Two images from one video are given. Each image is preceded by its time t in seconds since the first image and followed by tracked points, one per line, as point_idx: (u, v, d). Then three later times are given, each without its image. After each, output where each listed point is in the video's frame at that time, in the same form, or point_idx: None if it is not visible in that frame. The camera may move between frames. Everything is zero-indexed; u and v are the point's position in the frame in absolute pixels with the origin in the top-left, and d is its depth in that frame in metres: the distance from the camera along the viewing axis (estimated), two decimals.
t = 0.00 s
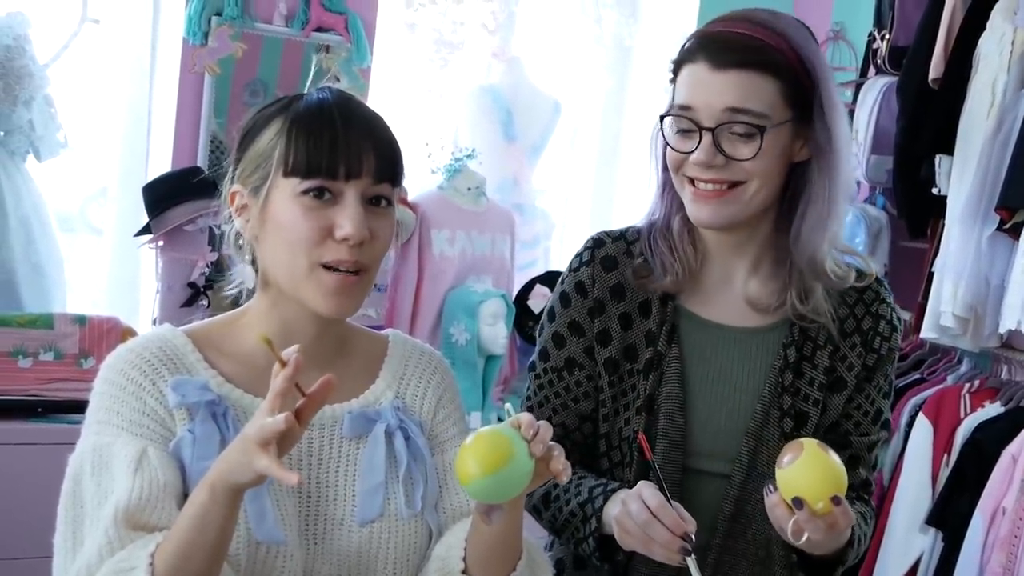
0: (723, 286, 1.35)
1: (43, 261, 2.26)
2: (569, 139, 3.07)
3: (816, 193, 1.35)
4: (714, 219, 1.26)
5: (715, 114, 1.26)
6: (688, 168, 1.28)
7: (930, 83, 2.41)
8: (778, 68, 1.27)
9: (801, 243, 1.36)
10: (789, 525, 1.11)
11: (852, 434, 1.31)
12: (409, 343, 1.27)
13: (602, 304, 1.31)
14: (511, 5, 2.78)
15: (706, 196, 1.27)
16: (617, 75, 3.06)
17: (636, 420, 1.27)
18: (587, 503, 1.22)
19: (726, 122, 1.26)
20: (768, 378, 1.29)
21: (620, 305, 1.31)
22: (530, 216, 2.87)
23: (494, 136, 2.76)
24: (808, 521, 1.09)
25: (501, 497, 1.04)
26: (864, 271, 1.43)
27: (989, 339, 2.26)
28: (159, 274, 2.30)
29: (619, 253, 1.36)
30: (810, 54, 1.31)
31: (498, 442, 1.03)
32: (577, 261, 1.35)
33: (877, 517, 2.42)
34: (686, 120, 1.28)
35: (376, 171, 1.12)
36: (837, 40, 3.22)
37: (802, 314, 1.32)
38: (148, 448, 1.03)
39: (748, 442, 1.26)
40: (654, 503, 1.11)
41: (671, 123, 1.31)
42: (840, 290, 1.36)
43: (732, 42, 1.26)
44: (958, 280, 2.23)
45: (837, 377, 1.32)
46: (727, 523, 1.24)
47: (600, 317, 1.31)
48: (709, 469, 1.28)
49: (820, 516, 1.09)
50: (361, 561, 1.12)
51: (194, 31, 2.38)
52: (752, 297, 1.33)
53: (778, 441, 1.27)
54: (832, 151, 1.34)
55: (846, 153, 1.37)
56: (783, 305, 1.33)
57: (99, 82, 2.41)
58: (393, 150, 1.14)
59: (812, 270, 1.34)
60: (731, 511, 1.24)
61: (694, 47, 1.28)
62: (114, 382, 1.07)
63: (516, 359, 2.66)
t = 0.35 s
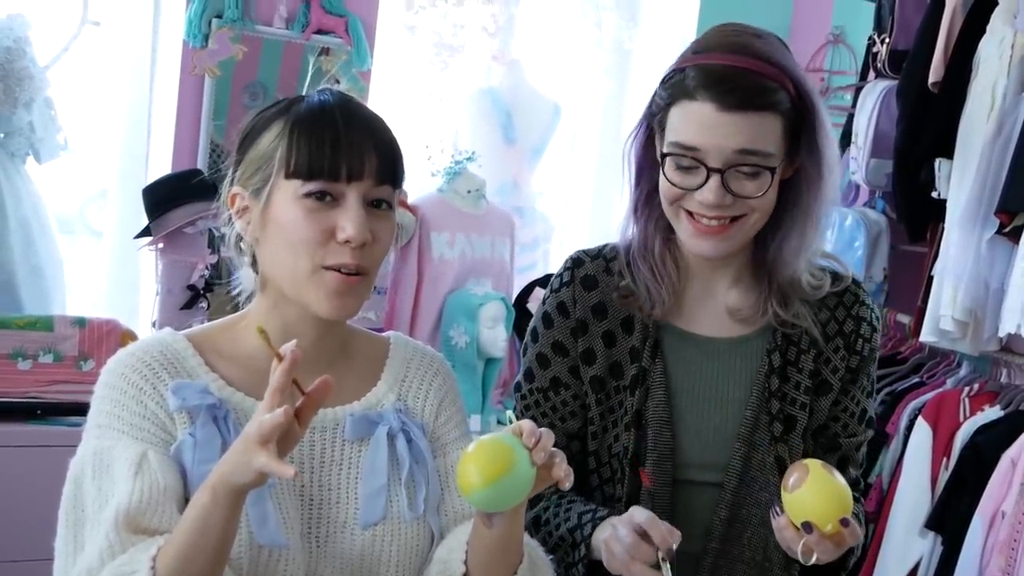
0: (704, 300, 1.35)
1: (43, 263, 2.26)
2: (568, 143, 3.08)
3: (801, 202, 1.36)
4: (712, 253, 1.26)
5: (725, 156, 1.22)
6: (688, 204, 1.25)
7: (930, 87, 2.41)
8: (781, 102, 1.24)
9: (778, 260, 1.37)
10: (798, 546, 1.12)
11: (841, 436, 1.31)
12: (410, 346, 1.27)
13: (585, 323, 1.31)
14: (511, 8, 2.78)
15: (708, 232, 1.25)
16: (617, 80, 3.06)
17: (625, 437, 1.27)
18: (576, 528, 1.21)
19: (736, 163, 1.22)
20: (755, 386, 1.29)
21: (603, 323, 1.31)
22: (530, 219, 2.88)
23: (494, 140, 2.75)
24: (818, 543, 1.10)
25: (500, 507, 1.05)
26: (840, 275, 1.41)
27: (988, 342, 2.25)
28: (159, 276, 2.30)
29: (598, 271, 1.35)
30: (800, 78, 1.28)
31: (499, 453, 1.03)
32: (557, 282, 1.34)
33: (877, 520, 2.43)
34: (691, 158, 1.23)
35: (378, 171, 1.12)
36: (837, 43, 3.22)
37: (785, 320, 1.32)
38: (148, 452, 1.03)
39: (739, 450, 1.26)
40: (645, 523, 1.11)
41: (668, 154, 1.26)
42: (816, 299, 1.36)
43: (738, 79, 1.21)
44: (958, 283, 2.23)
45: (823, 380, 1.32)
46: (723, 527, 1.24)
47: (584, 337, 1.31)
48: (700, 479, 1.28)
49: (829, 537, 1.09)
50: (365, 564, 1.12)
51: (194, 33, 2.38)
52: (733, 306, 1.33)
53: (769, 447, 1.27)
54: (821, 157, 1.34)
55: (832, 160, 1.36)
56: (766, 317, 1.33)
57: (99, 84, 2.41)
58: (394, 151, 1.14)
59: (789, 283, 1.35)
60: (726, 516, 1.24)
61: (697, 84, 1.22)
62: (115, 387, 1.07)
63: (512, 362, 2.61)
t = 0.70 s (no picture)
0: (700, 301, 1.35)
1: (40, 261, 2.26)
2: (565, 142, 3.07)
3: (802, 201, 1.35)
4: (715, 260, 1.25)
5: (734, 165, 1.20)
6: (695, 211, 1.24)
7: (926, 86, 2.42)
8: (788, 113, 1.23)
9: (776, 262, 1.37)
10: (785, 554, 1.11)
11: (839, 436, 1.31)
12: (409, 342, 1.28)
13: (581, 325, 1.31)
14: (508, 6, 2.78)
15: (713, 239, 1.24)
16: (614, 78, 3.09)
17: (623, 438, 1.27)
18: (571, 566, 1.20)
19: (745, 172, 1.21)
20: (753, 387, 1.30)
21: (599, 325, 1.32)
22: (527, 217, 2.88)
23: (490, 138, 2.75)
24: (804, 550, 1.09)
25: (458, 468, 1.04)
26: (835, 272, 1.42)
27: (984, 341, 2.26)
28: (155, 274, 2.31)
29: (594, 272, 1.35)
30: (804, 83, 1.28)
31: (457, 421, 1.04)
32: (552, 282, 1.34)
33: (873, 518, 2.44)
34: (700, 167, 1.21)
35: (369, 169, 1.12)
36: (833, 42, 3.23)
37: (781, 319, 1.33)
38: (146, 449, 1.03)
39: (738, 450, 1.26)
40: None
41: (675, 162, 1.24)
42: (807, 299, 1.36)
43: (747, 89, 1.20)
44: (954, 282, 2.24)
45: (820, 380, 1.32)
46: (722, 529, 1.25)
47: (580, 338, 1.31)
48: (699, 480, 1.28)
49: (815, 544, 1.08)
50: (362, 561, 1.12)
51: (192, 31, 2.38)
52: (729, 306, 1.34)
53: (767, 446, 1.27)
54: (822, 153, 1.31)
55: (835, 160, 1.34)
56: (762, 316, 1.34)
57: (96, 82, 2.41)
58: (387, 150, 1.14)
59: (785, 284, 1.36)
60: (726, 518, 1.25)
61: (706, 92, 1.21)
62: (113, 384, 1.08)
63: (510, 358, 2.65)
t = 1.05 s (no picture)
0: (711, 301, 1.35)
1: (40, 256, 2.26)
2: (566, 134, 3.07)
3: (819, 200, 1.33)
4: (729, 267, 1.23)
5: (757, 177, 1.17)
6: (712, 218, 1.21)
7: (927, 80, 2.42)
8: (812, 121, 1.20)
9: (789, 271, 1.36)
10: (783, 565, 1.10)
11: (848, 438, 1.32)
12: (407, 337, 1.28)
13: (590, 322, 1.31)
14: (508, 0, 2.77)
15: (729, 247, 1.22)
16: (614, 74, 3.12)
17: (631, 438, 1.27)
18: None
19: (766, 184, 1.18)
20: (764, 388, 1.30)
21: (609, 322, 1.31)
22: (527, 212, 2.87)
23: (490, 132, 2.76)
24: (803, 565, 1.08)
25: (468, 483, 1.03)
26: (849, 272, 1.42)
27: (984, 335, 2.27)
28: (155, 269, 2.31)
29: (604, 268, 1.35)
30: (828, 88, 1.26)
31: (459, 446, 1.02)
32: (562, 278, 1.34)
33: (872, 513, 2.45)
34: (721, 175, 1.19)
35: (367, 160, 1.12)
36: (834, 37, 3.23)
37: (794, 323, 1.33)
38: (146, 443, 1.03)
39: (747, 452, 1.26)
40: None
41: (695, 167, 1.20)
42: (822, 306, 1.35)
43: (774, 96, 1.17)
44: (954, 277, 2.24)
45: (832, 382, 1.33)
46: (729, 531, 1.25)
47: (589, 336, 1.31)
48: (706, 482, 1.28)
49: (816, 561, 1.07)
50: (361, 556, 1.12)
51: (192, 26, 2.36)
52: (741, 307, 1.34)
53: (776, 449, 1.27)
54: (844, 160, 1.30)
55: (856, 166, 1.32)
56: (774, 320, 1.34)
57: (95, 77, 2.41)
58: (385, 142, 1.14)
59: (798, 292, 1.35)
60: (732, 520, 1.25)
61: (730, 98, 1.17)
62: (113, 378, 1.08)
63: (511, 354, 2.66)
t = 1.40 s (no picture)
0: (723, 302, 1.35)
1: (39, 252, 2.26)
2: (566, 131, 3.07)
3: (839, 207, 1.32)
4: (741, 274, 1.22)
5: (775, 186, 1.16)
6: (727, 225, 1.19)
7: (927, 77, 2.41)
8: (835, 132, 1.18)
9: (803, 276, 1.35)
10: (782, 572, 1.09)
11: (855, 442, 1.33)
12: (401, 334, 1.28)
13: (599, 321, 1.31)
14: None
15: (743, 254, 1.20)
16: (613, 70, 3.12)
17: (637, 438, 1.26)
18: None
19: (784, 193, 1.16)
20: (772, 390, 1.30)
21: (617, 321, 1.31)
22: (526, 208, 2.87)
23: (490, 128, 2.74)
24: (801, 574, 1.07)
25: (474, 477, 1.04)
26: (861, 275, 1.42)
27: (984, 332, 2.27)
28: (154, 266, 2.30)
29: (614, 265, 1.34)
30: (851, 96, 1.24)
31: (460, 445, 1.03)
32: (571, 275, 1.33)
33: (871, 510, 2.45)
34: (738, 182, 1.17)
35: (369, 163, 1.11)
36: (834, 33, 3.21)
37: (807, 330, 1.32)
38: (152, 408, 1.03)
39: (754, 454, 1.26)
40: None
41: (713, 173, 1.19)
42: (833, 312, 1.35)
43: (797, 106, 1.15)
44: (954, 274, 2.24)
45: (841, 386, 1.33)
46: (732, 533, 1.25)
47: (597, 335, 1.30)
48: (711, 483, 1.29)
49: (813, 570, 1.06)
50: (356, 547, 1.12)
51: (191, 21, 2.37)
52: (753, 310, 1.34)
53: (783, 452, 1.28)
54: (863, 170, 1.29)
55: (875, 176, 1.31)
56: (784, 324, 1.33)
57: (94, 73, 2.40)
58: (388, 143, 1.13)
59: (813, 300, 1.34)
60: (737, 522, 1.25)
61: (751, 103, 1.15)
62: (119, 350, 1.08)
63: (511, 351, 2.67)
